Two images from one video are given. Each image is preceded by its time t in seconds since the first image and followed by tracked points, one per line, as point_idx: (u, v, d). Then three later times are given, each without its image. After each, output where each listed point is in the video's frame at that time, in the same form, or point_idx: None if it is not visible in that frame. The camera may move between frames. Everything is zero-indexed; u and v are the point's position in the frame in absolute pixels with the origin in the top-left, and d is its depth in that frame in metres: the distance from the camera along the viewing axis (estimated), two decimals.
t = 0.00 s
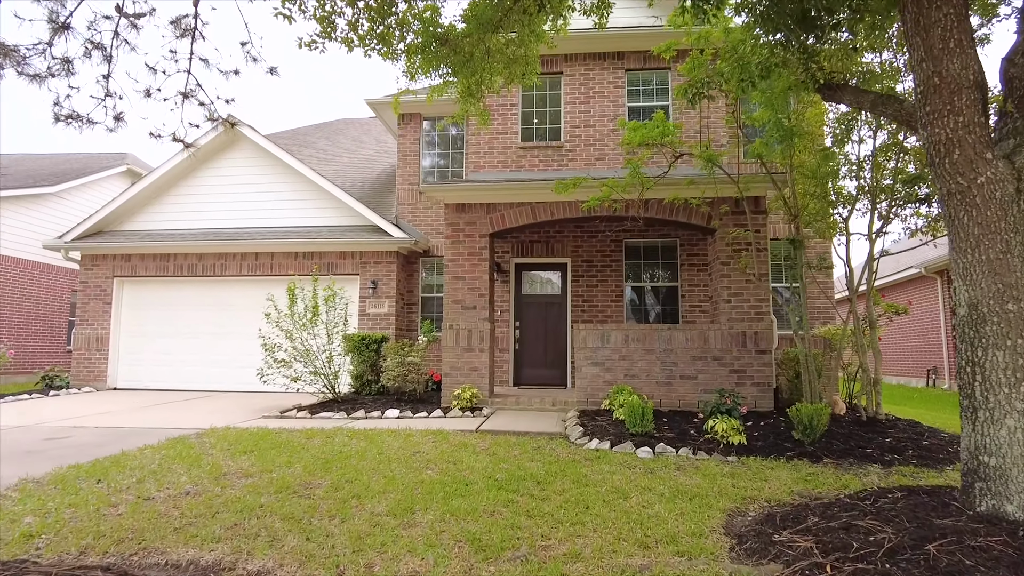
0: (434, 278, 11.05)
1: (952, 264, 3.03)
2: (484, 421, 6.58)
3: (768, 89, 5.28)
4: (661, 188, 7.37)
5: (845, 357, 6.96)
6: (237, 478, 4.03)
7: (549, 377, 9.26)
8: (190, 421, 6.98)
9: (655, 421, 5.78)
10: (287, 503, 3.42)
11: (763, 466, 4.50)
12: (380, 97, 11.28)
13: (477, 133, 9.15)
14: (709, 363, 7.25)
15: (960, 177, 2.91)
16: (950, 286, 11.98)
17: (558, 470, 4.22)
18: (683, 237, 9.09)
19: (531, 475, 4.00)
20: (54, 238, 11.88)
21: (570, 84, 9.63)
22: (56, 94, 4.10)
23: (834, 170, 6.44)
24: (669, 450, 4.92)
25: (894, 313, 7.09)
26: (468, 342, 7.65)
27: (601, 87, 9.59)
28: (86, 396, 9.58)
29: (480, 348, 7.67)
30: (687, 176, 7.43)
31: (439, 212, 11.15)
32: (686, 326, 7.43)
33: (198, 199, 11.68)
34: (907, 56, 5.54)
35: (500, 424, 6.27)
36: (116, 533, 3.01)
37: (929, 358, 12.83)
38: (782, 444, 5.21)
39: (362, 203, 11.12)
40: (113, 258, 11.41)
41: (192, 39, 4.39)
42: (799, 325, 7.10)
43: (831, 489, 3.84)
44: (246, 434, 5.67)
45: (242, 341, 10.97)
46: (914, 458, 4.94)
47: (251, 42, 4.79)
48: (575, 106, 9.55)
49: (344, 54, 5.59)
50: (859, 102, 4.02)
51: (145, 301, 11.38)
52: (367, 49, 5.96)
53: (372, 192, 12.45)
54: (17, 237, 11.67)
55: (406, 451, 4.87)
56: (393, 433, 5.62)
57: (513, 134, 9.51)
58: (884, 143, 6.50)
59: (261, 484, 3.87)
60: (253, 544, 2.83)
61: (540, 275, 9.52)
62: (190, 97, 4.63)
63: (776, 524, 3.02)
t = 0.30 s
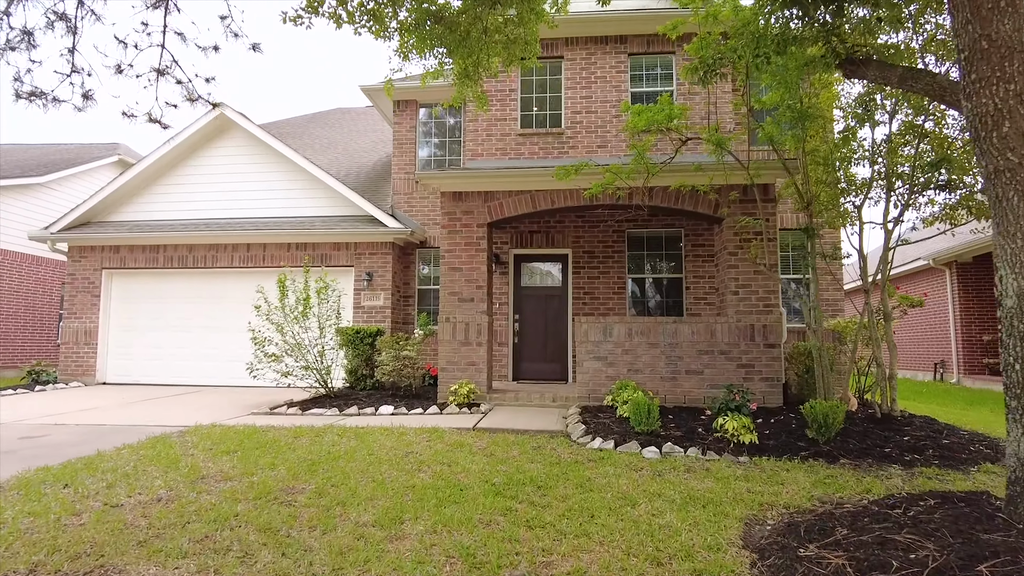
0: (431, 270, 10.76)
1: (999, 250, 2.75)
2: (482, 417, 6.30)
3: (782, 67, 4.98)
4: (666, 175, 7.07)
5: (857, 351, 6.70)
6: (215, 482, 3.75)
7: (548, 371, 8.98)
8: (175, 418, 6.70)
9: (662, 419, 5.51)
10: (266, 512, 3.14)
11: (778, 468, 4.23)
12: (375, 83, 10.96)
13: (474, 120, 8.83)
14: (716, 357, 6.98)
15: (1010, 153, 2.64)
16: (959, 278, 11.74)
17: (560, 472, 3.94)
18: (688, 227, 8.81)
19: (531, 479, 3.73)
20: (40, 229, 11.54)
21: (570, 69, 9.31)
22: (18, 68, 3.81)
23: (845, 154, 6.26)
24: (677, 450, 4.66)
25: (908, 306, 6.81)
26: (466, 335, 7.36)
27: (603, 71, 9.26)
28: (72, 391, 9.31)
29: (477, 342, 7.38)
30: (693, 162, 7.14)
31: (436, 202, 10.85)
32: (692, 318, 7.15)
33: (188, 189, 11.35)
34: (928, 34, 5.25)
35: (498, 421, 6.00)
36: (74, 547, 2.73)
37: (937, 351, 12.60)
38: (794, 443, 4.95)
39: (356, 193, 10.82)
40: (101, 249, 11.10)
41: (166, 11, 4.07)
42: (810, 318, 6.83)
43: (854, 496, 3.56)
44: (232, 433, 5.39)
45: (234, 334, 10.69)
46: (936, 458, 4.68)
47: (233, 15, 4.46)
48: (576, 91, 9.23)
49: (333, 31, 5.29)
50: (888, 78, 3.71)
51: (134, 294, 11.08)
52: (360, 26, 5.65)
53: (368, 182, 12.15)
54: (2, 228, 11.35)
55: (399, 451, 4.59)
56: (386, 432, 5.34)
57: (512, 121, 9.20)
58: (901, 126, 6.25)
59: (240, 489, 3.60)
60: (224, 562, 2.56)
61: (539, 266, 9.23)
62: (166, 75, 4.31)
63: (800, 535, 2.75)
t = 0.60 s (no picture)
0: (428, 260, 10.45)
1: None
2: (481, 412, 6.02)
3: (805, 40, 4.64)
4: (674, 159, 6.75)
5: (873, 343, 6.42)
6: (191, 484, 3.46)
7: (550, 364, 8.70)
8: (160, 413, 6.41)
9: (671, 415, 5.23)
10: (243, 521, 2.86)
11: (798, 469, 3.95)
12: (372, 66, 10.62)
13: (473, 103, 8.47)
14: (725, 349, 6.70)
15: None
16: (971, 268, 11.45)
17: (565, 474, 3.65)
18: (695, 215, 8.51)
19: (533, 482, 3.44)
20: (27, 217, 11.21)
21: (573, 51, 8.94)
22: None
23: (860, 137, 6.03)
24: (689, 449, 4.39)
25: (927, 297, 6.52)
26: (464, 327, 7.06)
27: (607, 53, 8.89)
28: (58, 384, 9.01)
29: (476, 334, 7.07)
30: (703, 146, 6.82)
31: (434, 189, 10.52)
32: (701, 309, 6.86)
33: (179, 175, 11.01)
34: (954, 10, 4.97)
35: (498, 417, 5.71)
36: (22, 563, 2.44)
37: (946, 344, 12.34)
38: (812, 441, 4.67)
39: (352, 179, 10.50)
40: (90, 238, 10.78)
41: None
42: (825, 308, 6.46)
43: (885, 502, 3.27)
44: (217, 429, 5.10)
45: (227, 325, 10.40)
46: (963, 457, 4.40)
47: None
48: (579, 74, 8.87)
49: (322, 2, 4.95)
50: (927, 46, 3.38)
51: (124, 284, 10.78)
52: None
53: (364, 168, 11.82)
54: None
55: (393, 450, 4.30)
56: (379, 429, 5.06)
57: (513, 104, 8.84)
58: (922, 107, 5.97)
59: (218, 493, 3.32)
60: None
61: (541, 255, 8.93)
62: (138, 45, 3.99)
63: (835, 550, 2.46)
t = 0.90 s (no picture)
0: (426, 251, 10.17)
1: None
2: (479, 410, 5.74)
3: (827, 13, 4.31)
4: (683, 143, 6.45)
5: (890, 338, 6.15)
6: (165, 491, 3.19)
7: (551, 358, 8.43)
8: (144, 409, 6.13)
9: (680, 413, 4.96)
10: (214, 537, 2.59)
11: (819, 474, 3.68)
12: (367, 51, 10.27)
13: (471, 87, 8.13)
14: (734, 344, 6.43)
15: None
16: (982, 261, 11.17)
17: (569, 481, 3.38)
18: (702, 204, 8.22)
19: (535, 489, 3.17)
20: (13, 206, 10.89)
21: (576, 33, 8.60)
22: None
23: (878, 122, 5.75)
24: (701, 450, 4.11)
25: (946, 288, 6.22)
26: (462, 320, 6.76)
27: (611, 36, 8.55)
28: (44, 379, 8.74)
29: (475, 327, 6.77)
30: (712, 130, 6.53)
31: (431, 178, 10.21)
32: (709, 302, 6.58)
33: (169, 163, 10.68)
34: None
35: (498, 414, 5.43)
36: None
37: (955, 338, 12.07)
38: (831, 442, 4.40)
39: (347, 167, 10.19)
40: (78, 227, 10.47)
41: None
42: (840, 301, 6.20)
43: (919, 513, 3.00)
44: (200, 428, 4.82)
45: (220, 318, 10.11)
46: (993, 460, 4.12)
47: None
48: (582, 57, 8.53)
49: None
50: (968, 15, 3.09)
51: (114, 275, 10.49)
52: None
53: (360, 157, 11.50)
54: None
55: (385, 452, 4.02)
56: (372, 428, 4.78)
57: (513, 89, 8.51)
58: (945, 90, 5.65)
59: (192, 501, 3.04)
60: None
61: (542, 246, 8.63)
62: (106, 14, 3.74)
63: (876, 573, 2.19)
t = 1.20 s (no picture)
0: (422, 244, 9.86)
1: None
2: (477, 410, 5.44)
3: None
4: (691, 129, 6.14)
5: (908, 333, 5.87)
6: (129, 504, 2.90)
7: (552, 354, 8.13)
8: (125, 409, 5.83)
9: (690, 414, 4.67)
10: (175, 564, 2.29)
11: (846, 483, 3.39)
12: (362, 37, 9.93)
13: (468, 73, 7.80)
14: (744, 340, 6.16)
15: None
16: (993, 254, 10.87)
17: (575, 493, 3.08)
18: (709, 194, 7.92)
19: (538, 503, 2.89)
20: None
21: (577, 17, 8.27)
22: None
23: (895, 108, 5.50)
24: (715, 456, 3.83)
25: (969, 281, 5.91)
26: (460, 315, 6.45)
27: (614, 19, 8.21)
28: (26, 376, 8.43)
29: (473, 323, 6.46)
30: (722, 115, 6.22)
31: (428, 168, 9.90)
32: (718, 296, 6.29)
33: (157, 153, 10.33)
34: None
35: (497, 415, 5.13)
36: None
37: (964, 333, 11.79)
38: (853, 445, 4.11)
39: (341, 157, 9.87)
40: (63, 219, 10.13)
41: None
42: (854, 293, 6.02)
43: (964, 531, 2.70)
44: (178, 431, 4.52)
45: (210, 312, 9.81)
46: None
47: None
48: (585, 41, 8.19)
49: None
50: None
51: (102, 268, 10.17)
52: None
53: (355, 146, 11.18)
54: None
55: (375, 459, 3.72)
56: (363, 432, 4.49)
57: (512, 75, 8.17)
58: (968, 70, 5.33)
59: (158, 517, 2.74)
60: None
61: (542, 238, 8.33)
62: None
63: None
